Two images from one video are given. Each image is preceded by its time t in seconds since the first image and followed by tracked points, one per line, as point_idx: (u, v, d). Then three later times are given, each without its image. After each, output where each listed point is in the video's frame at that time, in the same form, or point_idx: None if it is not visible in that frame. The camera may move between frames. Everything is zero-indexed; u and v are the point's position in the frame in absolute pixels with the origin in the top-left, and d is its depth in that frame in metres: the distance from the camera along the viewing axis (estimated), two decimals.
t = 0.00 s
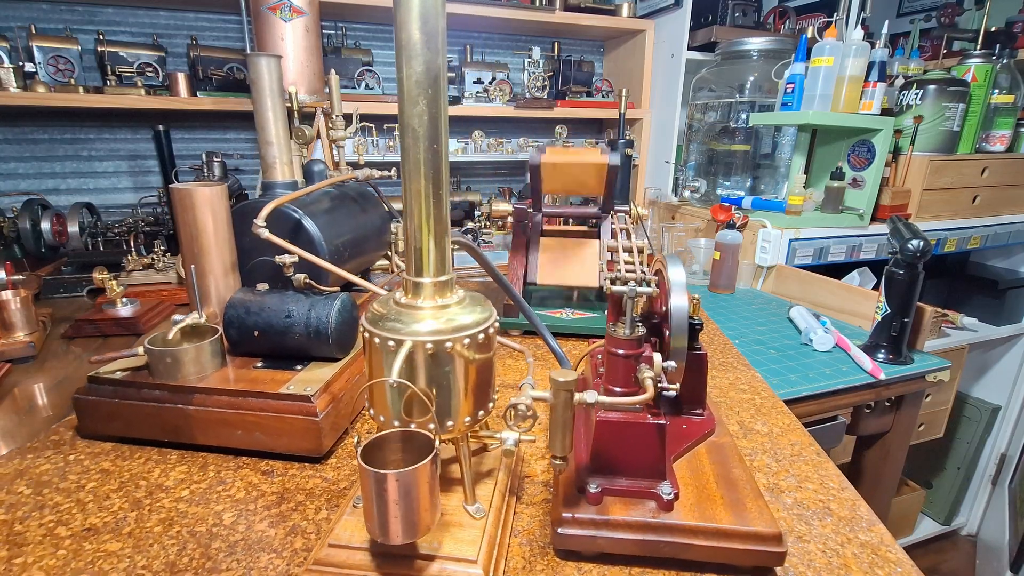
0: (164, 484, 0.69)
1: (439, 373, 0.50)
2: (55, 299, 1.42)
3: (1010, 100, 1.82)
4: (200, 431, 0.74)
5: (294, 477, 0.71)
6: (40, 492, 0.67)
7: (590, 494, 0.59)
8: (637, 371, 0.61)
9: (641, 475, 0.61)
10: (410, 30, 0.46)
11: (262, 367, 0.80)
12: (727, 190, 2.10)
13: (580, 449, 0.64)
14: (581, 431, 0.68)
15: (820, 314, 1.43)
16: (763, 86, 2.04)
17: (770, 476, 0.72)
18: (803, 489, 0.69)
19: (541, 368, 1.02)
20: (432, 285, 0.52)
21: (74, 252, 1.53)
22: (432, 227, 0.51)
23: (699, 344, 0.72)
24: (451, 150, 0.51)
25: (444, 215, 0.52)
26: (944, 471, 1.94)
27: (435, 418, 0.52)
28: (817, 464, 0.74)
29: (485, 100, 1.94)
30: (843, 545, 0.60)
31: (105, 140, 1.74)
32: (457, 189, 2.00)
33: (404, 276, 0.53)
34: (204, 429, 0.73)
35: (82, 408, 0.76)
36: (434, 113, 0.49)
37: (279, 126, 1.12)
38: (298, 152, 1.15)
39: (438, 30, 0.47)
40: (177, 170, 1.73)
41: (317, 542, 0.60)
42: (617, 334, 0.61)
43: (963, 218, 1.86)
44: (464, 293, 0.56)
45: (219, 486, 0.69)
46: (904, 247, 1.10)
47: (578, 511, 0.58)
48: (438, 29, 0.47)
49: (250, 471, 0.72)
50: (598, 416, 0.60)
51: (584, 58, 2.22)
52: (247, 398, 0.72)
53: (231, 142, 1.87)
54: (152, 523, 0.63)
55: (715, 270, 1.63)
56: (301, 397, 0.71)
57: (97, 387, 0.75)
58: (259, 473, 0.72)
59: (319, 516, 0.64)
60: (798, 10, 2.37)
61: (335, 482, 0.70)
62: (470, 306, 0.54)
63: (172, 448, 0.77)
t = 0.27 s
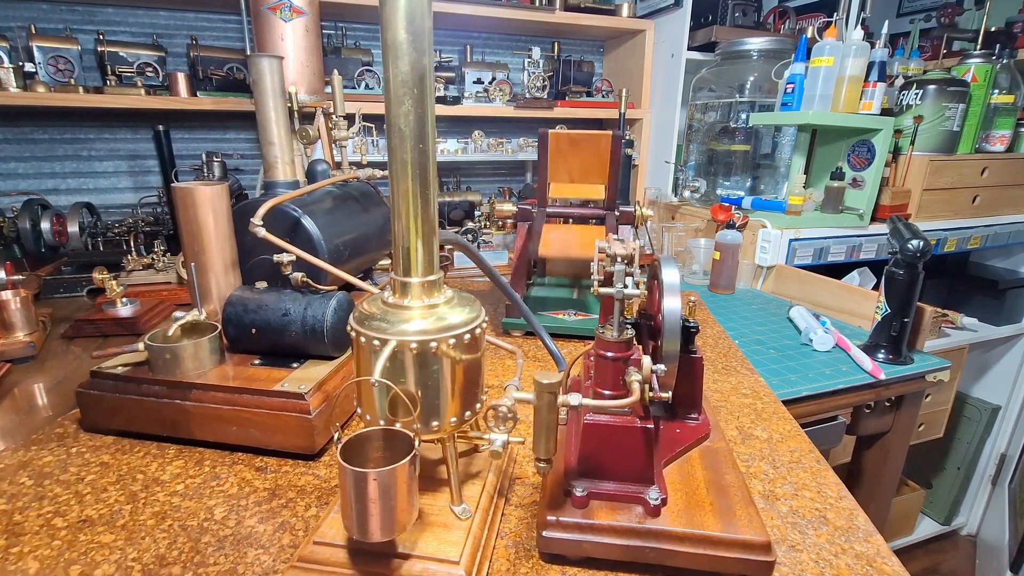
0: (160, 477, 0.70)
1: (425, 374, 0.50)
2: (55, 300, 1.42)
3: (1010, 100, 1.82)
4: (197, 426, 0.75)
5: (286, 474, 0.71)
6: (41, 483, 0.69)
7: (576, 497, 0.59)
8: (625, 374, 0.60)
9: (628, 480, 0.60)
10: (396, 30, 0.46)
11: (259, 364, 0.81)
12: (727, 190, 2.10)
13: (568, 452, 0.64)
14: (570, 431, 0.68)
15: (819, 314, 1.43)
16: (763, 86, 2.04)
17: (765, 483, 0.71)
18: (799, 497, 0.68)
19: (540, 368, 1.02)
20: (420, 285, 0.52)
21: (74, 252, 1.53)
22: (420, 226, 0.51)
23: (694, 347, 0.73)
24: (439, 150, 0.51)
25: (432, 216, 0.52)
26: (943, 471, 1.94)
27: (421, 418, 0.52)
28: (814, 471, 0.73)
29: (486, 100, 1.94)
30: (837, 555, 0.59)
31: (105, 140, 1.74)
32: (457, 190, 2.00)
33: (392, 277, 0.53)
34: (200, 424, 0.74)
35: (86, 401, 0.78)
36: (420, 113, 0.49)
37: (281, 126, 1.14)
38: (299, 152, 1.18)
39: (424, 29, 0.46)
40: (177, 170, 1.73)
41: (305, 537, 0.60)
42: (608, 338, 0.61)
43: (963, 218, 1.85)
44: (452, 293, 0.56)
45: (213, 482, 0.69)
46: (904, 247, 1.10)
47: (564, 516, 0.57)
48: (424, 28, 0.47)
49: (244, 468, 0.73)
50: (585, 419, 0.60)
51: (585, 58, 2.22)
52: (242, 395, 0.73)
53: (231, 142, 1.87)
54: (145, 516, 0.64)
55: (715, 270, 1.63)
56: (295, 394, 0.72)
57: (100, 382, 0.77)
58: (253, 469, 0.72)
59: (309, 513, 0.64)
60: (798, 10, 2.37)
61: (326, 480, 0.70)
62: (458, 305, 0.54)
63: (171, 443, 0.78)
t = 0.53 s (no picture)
0: (157, 471, 0.71)
1: (413, 372, 0.50)
2: (54, 300, 1.42)
3: (1010, 100, 1.82)
4: (195, 422, 0.75)
5: (280, 471, 0.71)
6: (42, 475, 0.70)
7: (561, 500, 0.59)
8: (614, 376, 0.59)
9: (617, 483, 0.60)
10: (383, 30, 0.45)
11: (257, 362, 0.81)
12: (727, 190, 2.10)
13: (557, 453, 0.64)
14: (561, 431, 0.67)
15: (819, 314, 1.43)
16: (763, 86, 2.04)
17: (761, 490, 0.69)
18: (796, 505, 0.66)
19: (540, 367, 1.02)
20: (409, 285, 0.52)
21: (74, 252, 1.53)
22: (408, 226, 0.51)
23: (689, 350, 0.73)
24: (427, 150, 0.51)
25: (420, 217, 0.52)
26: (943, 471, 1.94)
27: (409, 416, 0.52)
28: (813, 479, 0.71)
29: (485, 100, 1.94)
30: (831, 565, 0.57)
31: (105, 140, 1.74)
32: (457, 189, 2.00)
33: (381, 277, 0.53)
34: (198, 420, 0.75)
35: (88, 395, 0.79)
36: (409, 113, 0.48)
37: (283, 125, 1.14)
38: (301, 151, 1.18)
39: (411, 29, 0.46)
40: (177, 170, 1.73)
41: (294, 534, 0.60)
42: (596, 340, 0.59)
43: (963, 218, 1.85)
44: (441, 292, 0.56)
45: (208, 477, 0.70)
46: (904, 247, 1.10)
47: (549, 519, 0.57)
48: (412, 28, 0.46)
49: (239, 464, 0.73)
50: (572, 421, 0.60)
51: (585, 58, 2.22)
52: (239, 392, 0.73)
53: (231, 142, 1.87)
54: (140, 509, 0.64)
55: (716, 270, 1.62)
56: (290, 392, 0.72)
57: (101, 376, 0.78)
58: (248, 465, 0.73)
59: (300, 509, 0.64)
60: (798, 10, 2.37)
61: (319, 477, 0.70)
62: (448, 304, 0.54)
63: (170, 438, 0.79)
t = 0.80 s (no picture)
0: (155, 468, 0.71)
1: (404, 372, 0.50)
2: (54, 300, 1.42)
3: (1010, 100, 1.82)
4: (193, 419, 0.76)
5: (276, 469, 0.71)
6: (44, 470, 0.71)
7: (552, 502, 0.59)
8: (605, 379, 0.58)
9: (610, 485, 0.60)
10: (373, 29, 0.45)
11: (255, 360, 0.81)
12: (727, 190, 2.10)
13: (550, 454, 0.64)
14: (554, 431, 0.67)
15: (819, 314, 1.43)
16: (763, 86, 2.04)
17: (758, 494, 0.68)
18: (793, 510, 0.65)
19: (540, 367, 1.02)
20: (402, 285, 0.52)
21: (74, 252, 1.53)
22: (400, 228, 0.50)
23: (685, 353, 0.73)
24: (419, 150, 0.51)
25: (413, 217, 0.51)
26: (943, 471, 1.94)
27: (400, 416, 0.52)
28: (811, 483, 0.70)
29: (485, 100, 1.94)
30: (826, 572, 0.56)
31: (105, 140, 1.74)
32: (456, 189, 2.00)
33: (372, 277, 0.53)
34: (196, 417, 0.75)
35: (90, 391, 0.80)
36: (400, 113, 0.48)
37: (283, 125, 1.14)
38: (302, 151, 1.18)
39: (402, 29, 0.46)
40: (177, 170, 1.73)
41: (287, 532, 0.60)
42: (588, 342, 0.58)
43: (962, 218, 1.86)
44: (434, 292, 0.56)
45: (206, 474, 0.70)
46: (904, 247, 1.10)
47: (539, 521, 0.57)
48: (403, 27, 0.46)
49: (237, 461, 0.73)
50: (563, 423, 0.59)
51: (584, 58, 2.22)
52: (236, 390, 0.74)
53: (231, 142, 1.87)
54: (137, 505, 0.64)
55: (716, 270, 1.62)
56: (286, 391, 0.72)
57: (103, 373, 0.79)
58: (244, 463, 0.73)
59: (294, 507, 0.64)
60: (798, 11, 2.37)
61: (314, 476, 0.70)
62: (441, 304, 0.54)
63: (170, 434, 0.79)
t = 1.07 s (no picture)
0: (154, 465, 0.71)
1: (399, 372, 0.50)
2: (54, 300, 1.42)
3: (1009, 100, 1.82)
4: (192, 417, 0.76)
5: (273, 467, 0.71)
6: (44, 466, 0.71)
7: (545, 503, 0.59)
8: (599, 380, 0.59)
9: (604, 488, 0.59)
10: (367, 30, 0.45)
11: (254, 359, 0.81)
12: (727, 190, 2.10)
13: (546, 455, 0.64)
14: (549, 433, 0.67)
15: (819, 314, 1.43)
16: (762, 87, 2.04)
17: (755, 497, 0.68)
18: (790, 514, 0.65)
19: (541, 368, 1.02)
20: (396, 285, 0.52)
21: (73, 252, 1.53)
22: (394, 228, 0.51)
23: (683, 354, 0.73)
24: (414, 151, 0.51)
25: (408, 217, 0.52)
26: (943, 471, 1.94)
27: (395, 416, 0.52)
28: (809, 487, 0.70)
29: (485, 100, 1.94)
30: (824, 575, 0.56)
31: (105, 140, 1.74)
32: (456, 189, 2.00)
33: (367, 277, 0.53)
34: (195, 415, 0.75)
35: (90, 388, 0.80)
36: (394, 113, 0.48)
37: (284, 125, 1.14)
38: (303, 151, 1.18)
39: (396, 30, 0.46)
40: (177, 170, 1.73)
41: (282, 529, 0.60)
42: (582, 343, 0.59)
43: (962, 218, 1.86)
44: (429, 292, 0.56)
45: (204, 472, 0.70)
46: (904, 247, 1.10)
47: (533, 522, 0.57)
48: (397, 28, 0.46)
49: (234, 459, 0.73)
50: (557, 425, 0.60)
51: (584, 58, 2.22)
52: (235, 388, 0.74)
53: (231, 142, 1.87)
54: (134, 502, 0.65)
55: (716, 270, 1.62)
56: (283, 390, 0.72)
57: (104, 371, 0.79)
58: (242, 461, 0.73)
59: (290, 505, 0.64)
60: (798, 11, 2.37)
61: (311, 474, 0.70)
62: (436, 304, 0.54)
63: (170, 432, 0.79)
